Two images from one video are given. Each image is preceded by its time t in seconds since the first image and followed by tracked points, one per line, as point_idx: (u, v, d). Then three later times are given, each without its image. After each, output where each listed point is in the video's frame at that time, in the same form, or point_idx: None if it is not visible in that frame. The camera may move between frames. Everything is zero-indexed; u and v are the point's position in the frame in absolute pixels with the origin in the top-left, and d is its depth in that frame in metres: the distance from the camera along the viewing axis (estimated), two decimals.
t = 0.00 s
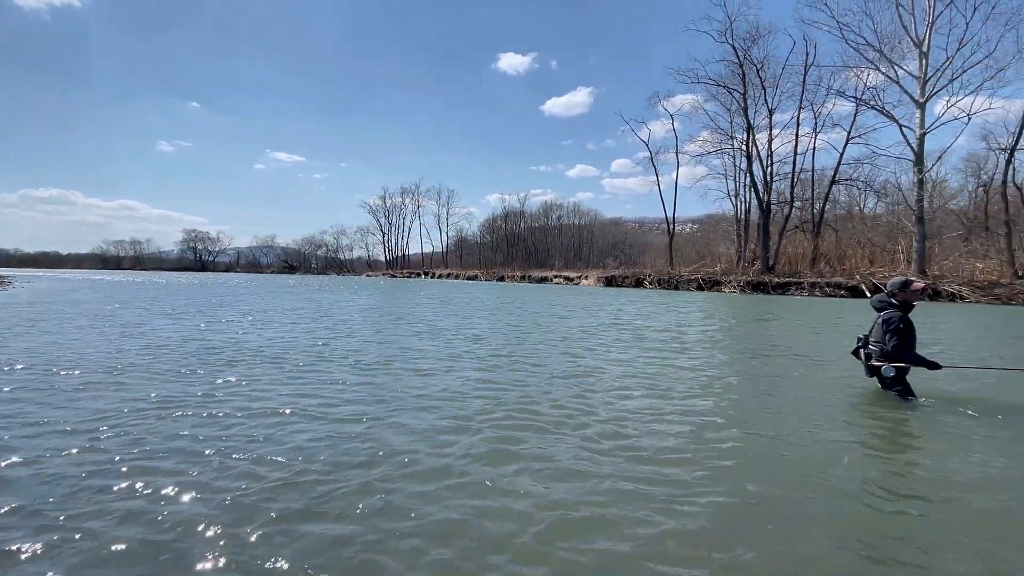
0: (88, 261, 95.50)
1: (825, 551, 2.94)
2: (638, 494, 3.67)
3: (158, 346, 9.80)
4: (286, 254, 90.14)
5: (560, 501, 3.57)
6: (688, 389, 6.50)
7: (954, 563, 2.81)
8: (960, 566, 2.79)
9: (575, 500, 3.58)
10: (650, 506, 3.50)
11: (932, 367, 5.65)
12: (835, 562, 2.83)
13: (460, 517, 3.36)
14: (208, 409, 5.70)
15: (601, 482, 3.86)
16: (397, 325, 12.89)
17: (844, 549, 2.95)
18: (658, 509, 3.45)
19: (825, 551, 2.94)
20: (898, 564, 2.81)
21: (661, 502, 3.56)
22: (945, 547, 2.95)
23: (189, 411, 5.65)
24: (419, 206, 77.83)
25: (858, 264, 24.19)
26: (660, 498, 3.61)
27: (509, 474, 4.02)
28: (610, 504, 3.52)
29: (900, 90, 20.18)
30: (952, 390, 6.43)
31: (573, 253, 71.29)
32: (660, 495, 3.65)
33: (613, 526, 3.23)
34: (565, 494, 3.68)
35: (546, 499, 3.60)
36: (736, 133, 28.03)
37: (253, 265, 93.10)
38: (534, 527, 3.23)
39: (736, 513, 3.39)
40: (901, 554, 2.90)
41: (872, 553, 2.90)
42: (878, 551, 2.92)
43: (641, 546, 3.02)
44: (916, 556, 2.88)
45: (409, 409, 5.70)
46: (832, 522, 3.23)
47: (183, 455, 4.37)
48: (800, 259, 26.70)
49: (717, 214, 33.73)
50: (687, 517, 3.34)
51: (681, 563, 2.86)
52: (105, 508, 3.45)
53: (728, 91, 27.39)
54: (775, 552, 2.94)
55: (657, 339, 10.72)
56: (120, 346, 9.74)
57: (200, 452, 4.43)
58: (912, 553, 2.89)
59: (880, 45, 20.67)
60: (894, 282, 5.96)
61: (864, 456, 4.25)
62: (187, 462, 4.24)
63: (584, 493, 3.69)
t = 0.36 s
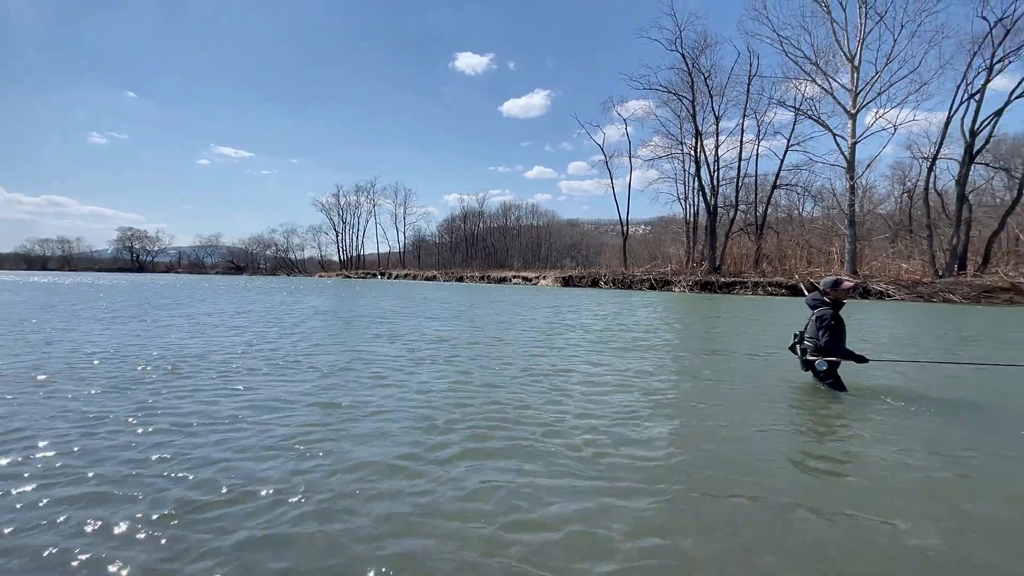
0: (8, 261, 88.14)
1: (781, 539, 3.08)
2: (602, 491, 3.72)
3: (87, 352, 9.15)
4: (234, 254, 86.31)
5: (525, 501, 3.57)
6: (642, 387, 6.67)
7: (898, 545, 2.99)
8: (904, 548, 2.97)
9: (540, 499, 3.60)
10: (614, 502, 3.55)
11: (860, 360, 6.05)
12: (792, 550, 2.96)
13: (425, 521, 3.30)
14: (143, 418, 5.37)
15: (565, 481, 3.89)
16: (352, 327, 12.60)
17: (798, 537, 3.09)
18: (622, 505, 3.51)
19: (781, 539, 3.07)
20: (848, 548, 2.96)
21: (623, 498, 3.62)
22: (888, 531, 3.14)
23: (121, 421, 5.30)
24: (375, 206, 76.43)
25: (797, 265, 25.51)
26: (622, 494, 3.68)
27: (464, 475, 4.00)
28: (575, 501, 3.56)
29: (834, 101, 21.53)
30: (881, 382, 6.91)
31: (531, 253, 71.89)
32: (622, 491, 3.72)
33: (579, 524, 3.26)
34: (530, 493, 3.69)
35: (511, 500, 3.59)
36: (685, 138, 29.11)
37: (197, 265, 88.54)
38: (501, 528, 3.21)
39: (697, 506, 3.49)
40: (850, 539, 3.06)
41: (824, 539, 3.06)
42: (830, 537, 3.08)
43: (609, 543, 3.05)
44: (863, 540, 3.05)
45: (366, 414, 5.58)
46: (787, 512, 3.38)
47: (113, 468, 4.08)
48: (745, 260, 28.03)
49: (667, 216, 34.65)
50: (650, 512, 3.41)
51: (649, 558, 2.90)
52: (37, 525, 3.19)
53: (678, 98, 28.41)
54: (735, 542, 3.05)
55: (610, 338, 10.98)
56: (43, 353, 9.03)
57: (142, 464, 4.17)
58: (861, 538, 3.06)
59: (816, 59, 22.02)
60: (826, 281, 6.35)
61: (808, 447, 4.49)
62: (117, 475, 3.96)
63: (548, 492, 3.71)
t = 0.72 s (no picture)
0: None
1: (731, 527, 3.23)
2: (559, 488, 3.79)
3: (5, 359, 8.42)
4: (173, 253, 81.48)
5: (485, 501, 3.59)
6: (595, 385, 6.84)
7: (834, 528, 3.22)
8: (841, 530, 3.19)
9: (500, 498, 3.62)
10: (572, 498, 3.62)
11: (794, 354, 6.42)
12: (741, 537, 3.12)
13: (384, 525, 3.26)
14: (73, 428, 5.03)
15: (524, 479, 3.93)
16: (302, 329, 12.21)
17: (746, 525, 3.26)
18: (580, 501, 3.58)
19: (731, 528, 3.22)
20: (791, 533, 3.16)
21: (580, 494, 3.70)
22: (827, 516, 3.36)
23: (47, 432, 4.93)
24: (327, 204, 74.12)
25: (740, 265, 26.77)
26: (579, 490, 3.76)
27: (419, 476, 3.99)
28: (534, 499, 3.60)
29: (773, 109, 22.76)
30: (815, 375, 7.37)
31: (489, 252, 71.63)
32: (579, 487, 3.80)
33: (538, 522, 3.30)
34: (489, 493, 3.71)
35: (471, 500, 3.60)
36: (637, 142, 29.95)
37: (131, 264, 82.83)
38: (461, 529, 3.21)
39: (651, 499, 3.62)
40: (794, 525, 3.25)
41: (770, 525, 3.24)
42: (774, 523, 3.27)
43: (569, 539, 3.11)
44: (804, 525, 3.25)
45: (318, 418, 5.43)
46: (735, 502, 3.56)
47: (39, 481, 3.81)
48: (693, 260, 29.14)
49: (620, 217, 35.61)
50: (607, 507, 3.51)
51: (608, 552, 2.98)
52: None
53: (630, 102, 29.23)
54: (688, 532, 3.17)
55: (564, 338, 11.15)
56: None
57: (75, 477, 3.91)
58: (802, 524, 3.26)
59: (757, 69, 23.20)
60: (764, 280, 6.72)
61: (751, 438, 4.74)
62: (45, 487, 3.71)
63: (508, 491, 3.74)
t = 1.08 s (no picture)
0: None
1: (690, 520, 3.32)
2: (521, 489, 3.76)
3: None
4: (107, 252, 76.19)
5: (446, 505, 3.51)
6: (552, 384, 6.90)
7: (784, 515, 3.36)
8: (791, 517, 3.33)
9: (462, 503, 3.55)
10: (534, 500, 3.59)
11: (737, 350, 6.74)
12: (699, 532, 3.18)
13: (340, 536, 3.12)
14: None
15: (486, 481, 3.88)
16: (251, 332, 11.74)
17: (702, 517, 3.35)
18: (543, 501, 3.57)
19: (689, 520, 3.31)
20: (744, 522, 3.27)
21: (541, 494, 3.68)
22: (780, 504, 3.50)
23: None
24: (277, 201, 71.36)
25: (690, 265, 27.78)
26: (540, 489, 3.75)
27: (376, 477, 3.96)
28: (498, 502, 3.55)
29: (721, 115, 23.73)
30: (758, 369, 7.73)
31: (448, 252, 70.95)
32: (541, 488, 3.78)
33: (503, 524, 3.27)
34: (450, 496, 3.65)
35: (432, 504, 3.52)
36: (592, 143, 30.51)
37: (58, 264, 76.79)
38: (421, 536, 3.13)
39: (613, 497, 3.65)
40: (750, 514, 3.37)
41: (728, 518, 3.34)
42: (730, 514, 3.37)
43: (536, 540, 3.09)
44: (759, 514, 3.38)
45: (267, 425, 5.21)
46: (694, 495, 3.66)
47: None
48: (646, 260, 29.98)
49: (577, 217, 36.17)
50: (570, 505, 3.52)
51: (570, 551, 2.99)
52: None
53: (586, 105, 29.74)
54: (648, 528, 3.23)
55: (520, 337, 11.26)
56: None
57: None
58: (757, 513, 3.38)
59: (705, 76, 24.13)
60: (709, 278, 6.99)
61: (702, 432, 4.91)
62: None
63: (470, 495, 3.67)
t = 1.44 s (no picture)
0: None
1: (635, 510, 3.45)
2: (473, 486, 3.80)
3: None
4: (28, 251, 70.14)
5: (397, 505, 3.50)
6: (504, 384, 6.97)
7: (722, 502, 3.56)
8: (729, 504, 3.53)
9: (412, 502, 3.54)
10: (485, 498, 3.63)
11: (681, 346, 7.02)
12: (644, 522, 3.32)
13: (287, 541, 3.07)
14: None
15: (438, 480, 3.90)
16: (193, 336, 11.19)
17: (646, 507, 3.50)
18: (495, 498, 3.63)
19: (634, 511, 3.45)
20: (685, 511, 3.44)
21: (493, 491, 3.73)
22: (719, 492, 3.71)
23: None
24: (220, 198, 67.90)
25: (641, 264, 28.63)
26: (492, 487, 3.80)
27: (327, 480, 3.91)
28: (449, 500, 3.58)
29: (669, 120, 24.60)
30: (701, 364, 8.09)
31: (403, 251, 69.79)
32: (492, 485, 3.83)
33: (454, 522, 3.29)
34: (402, 496, 3.63)
35: (383, 505, 3.50)
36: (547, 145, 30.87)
37: None
38: (371, 537, 3.12)
39: (562, 491, 3.75)
40: (691, 503, 3.55)
41: (671, 507, 3.50)
42: (673, 504, 3.54)
43: (487, 536, 3.14)
44: (700, 502, 3.56)
45: (209, 431, 5.01)
46: (641, 486, 3.81)
47: None
48: (599, 260, 30.64)
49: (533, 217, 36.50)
50: (520, 501, 3.59)
51: (520, 545, 3.06)
52: None
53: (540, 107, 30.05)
54: (596, 520, 3.34)
55: (475, 337, 11.27)
56: None
57: None
58: (697, 502, 3.57)
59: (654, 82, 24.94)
60: (654, 278, 7.25)
61: (648, 426, 5.10)
62: None
63: (421, 495, 3.67)
